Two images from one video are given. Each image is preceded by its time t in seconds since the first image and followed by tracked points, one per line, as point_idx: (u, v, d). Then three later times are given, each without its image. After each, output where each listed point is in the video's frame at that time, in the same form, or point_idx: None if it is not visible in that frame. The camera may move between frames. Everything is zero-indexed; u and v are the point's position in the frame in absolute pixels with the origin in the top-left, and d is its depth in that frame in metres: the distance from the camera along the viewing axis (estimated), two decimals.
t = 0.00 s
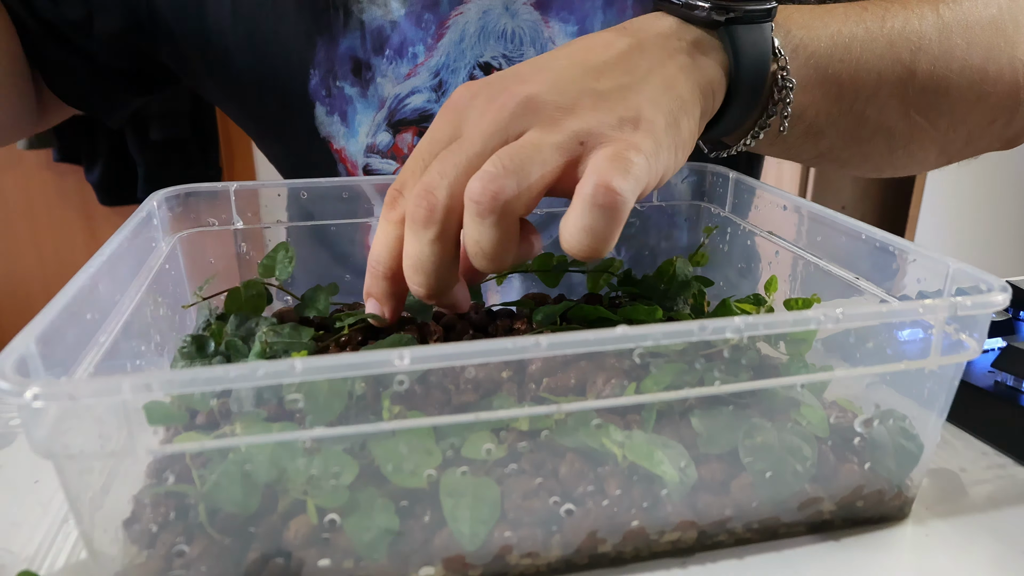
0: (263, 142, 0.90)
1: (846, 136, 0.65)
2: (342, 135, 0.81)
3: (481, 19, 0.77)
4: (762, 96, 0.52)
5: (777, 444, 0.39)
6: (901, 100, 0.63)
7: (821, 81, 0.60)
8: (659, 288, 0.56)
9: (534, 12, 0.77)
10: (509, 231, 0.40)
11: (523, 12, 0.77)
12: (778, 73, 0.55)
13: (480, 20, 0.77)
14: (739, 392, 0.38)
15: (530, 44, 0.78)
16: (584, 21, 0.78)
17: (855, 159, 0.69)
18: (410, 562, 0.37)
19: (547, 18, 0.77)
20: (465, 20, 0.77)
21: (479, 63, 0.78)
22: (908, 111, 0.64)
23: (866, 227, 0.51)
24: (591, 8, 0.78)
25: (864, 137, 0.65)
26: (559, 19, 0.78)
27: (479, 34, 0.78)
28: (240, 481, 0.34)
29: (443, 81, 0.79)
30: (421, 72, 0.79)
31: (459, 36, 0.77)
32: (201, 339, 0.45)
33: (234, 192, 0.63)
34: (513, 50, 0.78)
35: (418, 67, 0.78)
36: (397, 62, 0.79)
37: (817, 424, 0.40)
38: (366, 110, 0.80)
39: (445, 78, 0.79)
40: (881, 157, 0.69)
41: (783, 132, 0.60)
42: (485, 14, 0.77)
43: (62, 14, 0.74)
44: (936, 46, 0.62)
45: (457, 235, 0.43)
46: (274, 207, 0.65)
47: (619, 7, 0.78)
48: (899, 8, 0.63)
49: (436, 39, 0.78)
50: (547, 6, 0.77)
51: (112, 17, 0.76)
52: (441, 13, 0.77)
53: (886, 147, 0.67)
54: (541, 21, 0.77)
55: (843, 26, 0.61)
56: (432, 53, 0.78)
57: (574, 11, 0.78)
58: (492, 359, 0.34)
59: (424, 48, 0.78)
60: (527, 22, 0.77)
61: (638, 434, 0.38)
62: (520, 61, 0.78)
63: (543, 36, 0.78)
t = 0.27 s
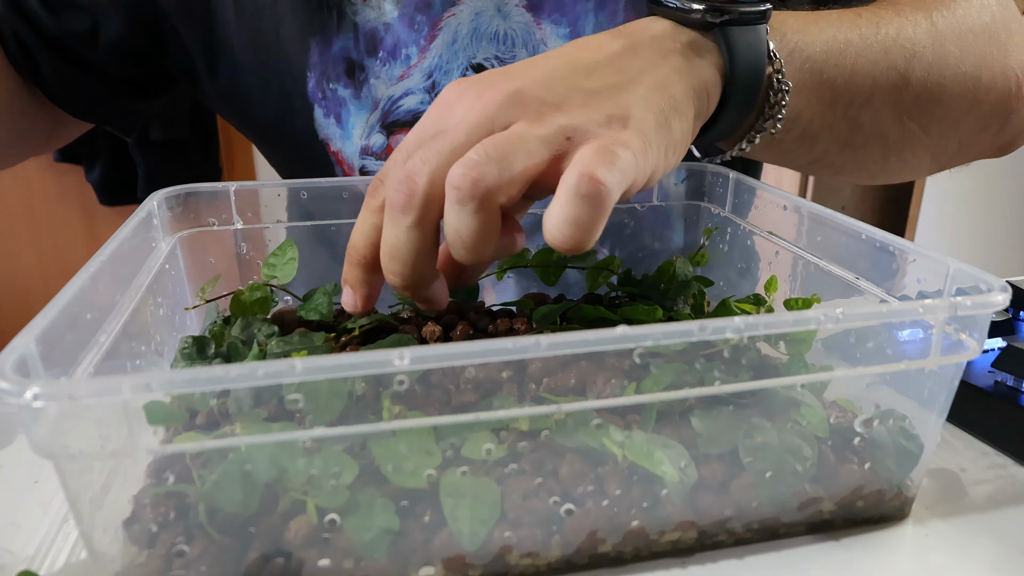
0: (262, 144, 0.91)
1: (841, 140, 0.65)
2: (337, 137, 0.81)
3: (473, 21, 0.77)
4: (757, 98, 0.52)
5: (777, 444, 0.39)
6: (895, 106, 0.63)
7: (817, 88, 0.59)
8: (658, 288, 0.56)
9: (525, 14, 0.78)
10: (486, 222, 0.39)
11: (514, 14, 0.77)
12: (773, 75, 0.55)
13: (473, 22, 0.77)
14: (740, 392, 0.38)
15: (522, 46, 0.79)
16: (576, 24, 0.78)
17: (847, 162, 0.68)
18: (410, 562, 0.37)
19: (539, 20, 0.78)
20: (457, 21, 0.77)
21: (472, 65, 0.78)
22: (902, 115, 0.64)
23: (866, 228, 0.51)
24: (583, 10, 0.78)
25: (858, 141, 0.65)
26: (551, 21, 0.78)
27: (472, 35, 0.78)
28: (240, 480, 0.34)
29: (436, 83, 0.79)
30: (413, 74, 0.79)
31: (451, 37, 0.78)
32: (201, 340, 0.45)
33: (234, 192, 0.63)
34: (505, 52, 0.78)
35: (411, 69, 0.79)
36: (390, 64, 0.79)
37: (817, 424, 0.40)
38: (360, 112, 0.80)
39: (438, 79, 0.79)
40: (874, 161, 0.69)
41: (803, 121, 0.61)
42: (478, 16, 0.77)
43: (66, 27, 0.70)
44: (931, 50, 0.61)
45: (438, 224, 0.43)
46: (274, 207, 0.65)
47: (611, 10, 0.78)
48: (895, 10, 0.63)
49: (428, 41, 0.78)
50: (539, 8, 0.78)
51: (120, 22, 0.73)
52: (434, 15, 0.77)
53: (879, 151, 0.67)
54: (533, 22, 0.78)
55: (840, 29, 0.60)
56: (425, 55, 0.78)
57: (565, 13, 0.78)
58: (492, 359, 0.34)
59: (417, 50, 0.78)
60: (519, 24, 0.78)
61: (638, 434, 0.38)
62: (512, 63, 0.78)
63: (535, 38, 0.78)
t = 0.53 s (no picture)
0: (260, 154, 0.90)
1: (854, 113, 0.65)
2: (338, 152, 0.81)
3: (471, 29, 0.76)
4: None
5: (777, 444, 0.39)
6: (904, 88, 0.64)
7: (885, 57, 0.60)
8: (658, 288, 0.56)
9: (523, 24, 0.76)
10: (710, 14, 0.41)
11: (512, 22, 0.76)
12: None
13: (470, 30, 0.76)
14: (740, 392, 0.38)
15: (519, 55, 0.77)
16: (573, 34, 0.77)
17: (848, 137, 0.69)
18: (410, 562, 0.37)
19: (536, 31, 0.77)
20: (454, 30, 0.76)
21: (469, 74, 0.77)
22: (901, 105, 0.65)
23: (866, 227, 0.51)
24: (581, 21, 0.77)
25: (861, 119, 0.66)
26: (548, 31, 0.77)
27: (469, 44, 0.76)
28: (240, 480, 0.34)
29: (434, 93, 0.78)
30: (412, 84, 0.78)
31: (449, 46, 0.76)
32: (201, 340, 0.45)
33: (234, 192, 0.63)
34: (503, 61, 0.77)
35: (410, 80, 0.78)
36: (389, 75, 0.78)
37: (818, 424, 0.40)
38: (359, 127, 0.79)
39: (436, 89, 0.78)
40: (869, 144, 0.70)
41: (895, 96, 0.59)
42: (475, 24, 0.76)
43: (83, 60, 0.70)
44: (953, 58, 0.66)
45: None
46: (274, 207, 0.65)
47: (609, 21, 0.77)
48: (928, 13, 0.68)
49: (426, 51, 0.77)
50: (537, 18, 0.77)
51: (131, 50, 0.73)
52: (431, 24, 0.76)
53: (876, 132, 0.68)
54: (530, 33, 0.77)
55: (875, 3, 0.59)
56: (422, 65, 0.77)
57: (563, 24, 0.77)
58: (492, 359, 0.34)
59: (415, 60, 0.77)
60: (516, 33, 0.76)
61: (638, 434, 0.38)
62: (510, 72, 0.77)
63: (532, 47, 0.77)
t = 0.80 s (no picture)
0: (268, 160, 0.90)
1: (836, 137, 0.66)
2: (353, 159, 0.80)
3: (487, 35, 0.75)
4: None
5: (777, 444, 0.39)
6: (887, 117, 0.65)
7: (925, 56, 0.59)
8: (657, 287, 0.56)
9: (537, 31, 0.75)
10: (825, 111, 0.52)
11: (527, 29, 0.75)
12: None
13: (486, 36, 0.75)
14: (739, 392, 0.38)
15: (532, 62, 0.76)
16: (586, 44, 0.76)
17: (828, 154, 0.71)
18: (410, 562, 0.37)
19: (550, 38, 0.76)
20: (469, 36, 0.75)
21: (484, 80, 0.76)
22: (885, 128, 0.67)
23: (865, 227, 0.51)
24: (593, 30, 0.76)
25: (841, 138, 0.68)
26: (561, 40, 0.76)
27: (484, 50, 0.75)
28: (240, 481, 0.34)
29: (448, 98, 0.77)
30: (426, 90, 0.77)
31: (463, 52, 0.75)
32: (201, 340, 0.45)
33: (234, 192, 0.63)
34: (517, 68, 0.76)
35: (424, 84, 0.77)
36: (403, 80, 0.77)
37: (818, 424, 0.40)
38: (373, 135, 0.79)
39: (450, 95, 0.77)
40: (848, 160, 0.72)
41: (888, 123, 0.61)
42: (490, 30, 0.75)
43: (108, 71, 0.70)
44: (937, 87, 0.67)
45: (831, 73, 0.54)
46: (274, 207, 0.65)
47: (622, 31, 0.76)
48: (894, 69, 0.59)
49: (440, 56, 0.76)
50: (551, 27, 0.75)
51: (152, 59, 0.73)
52: (445, 30, 0.75)
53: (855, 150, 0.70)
54: (544, 40, 0.76)
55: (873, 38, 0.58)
56: (437, 70, 0.76)
57: (575, 32, 0.76)
58: (492, 358, 0.34)
59: (429, 65, 0.76)
60: (531, 41, 0.75)
61: (638, 434, 0.38)
62: (524, 80, 0.76)
63: (546, 55, 0.76)
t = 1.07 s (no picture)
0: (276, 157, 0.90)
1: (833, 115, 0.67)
2: (370, 145, 0.80)
3: (503, 24, 0.75)
4: None
5: (777, 444, 0.39)
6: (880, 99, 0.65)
7: (929, 28, 0.60)
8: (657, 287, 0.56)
9: (551, 23, 0.75)
10: (830, 70, 0.54)
11: (541, 21, 0.75)
12: None
13: (502, 25, 0.75)
14: (739, 392, 0.38)
15: (545, 55, 0.76)
16: (598, 38, 0.76)
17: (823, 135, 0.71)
18: (410, 562, 0.37)
19: (562, 31, 0.76)
20: (487, 23, 0.74)
21: (499, 69, 0.76)
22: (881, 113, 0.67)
23: (865, 227, 0.51)
24: (606, 25, 0.76)
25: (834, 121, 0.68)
26: (574, 33, 0.76)
27: (500, 39, 0.75)
28: (241, 481, 0.34)
29: (462, 86, 0.76)
30: (441, 77, 0.77)
31: (480, 40, 0.75)
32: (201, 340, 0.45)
33: (234, 192, 0.63)
34: (531, 59, 0.76)
35: (439, 72, 0.76)
36: (419, 67, 0.77)
37: (818, 424, 0.40)
38: (390, 122, 0.79)
39: (465, 82, 0.76)
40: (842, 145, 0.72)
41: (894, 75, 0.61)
42: (506, 19, 0.75)
43: (102, 43, 0.69)
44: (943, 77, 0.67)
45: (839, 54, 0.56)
46: (275, 207, 0.65)
47: (634, 27, 0.77)
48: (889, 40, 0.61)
49: (457, 43, 0.76)
50: (565, 19, 0.75)
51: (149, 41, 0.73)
52: (463, 16, 0.75)
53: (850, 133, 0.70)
54: (557, 33, 0.76)
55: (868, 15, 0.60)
56: (453, 58, 0.76)
57: (588, 26, 0.76)
58: (492, 358, 0.34)
59: (445, 52, 0.76)
60: (544, 33, 0.75)
61: (638, 434, 0.38)
62: (536, 71, 0.76)
63: (558, 48, 0.76)
